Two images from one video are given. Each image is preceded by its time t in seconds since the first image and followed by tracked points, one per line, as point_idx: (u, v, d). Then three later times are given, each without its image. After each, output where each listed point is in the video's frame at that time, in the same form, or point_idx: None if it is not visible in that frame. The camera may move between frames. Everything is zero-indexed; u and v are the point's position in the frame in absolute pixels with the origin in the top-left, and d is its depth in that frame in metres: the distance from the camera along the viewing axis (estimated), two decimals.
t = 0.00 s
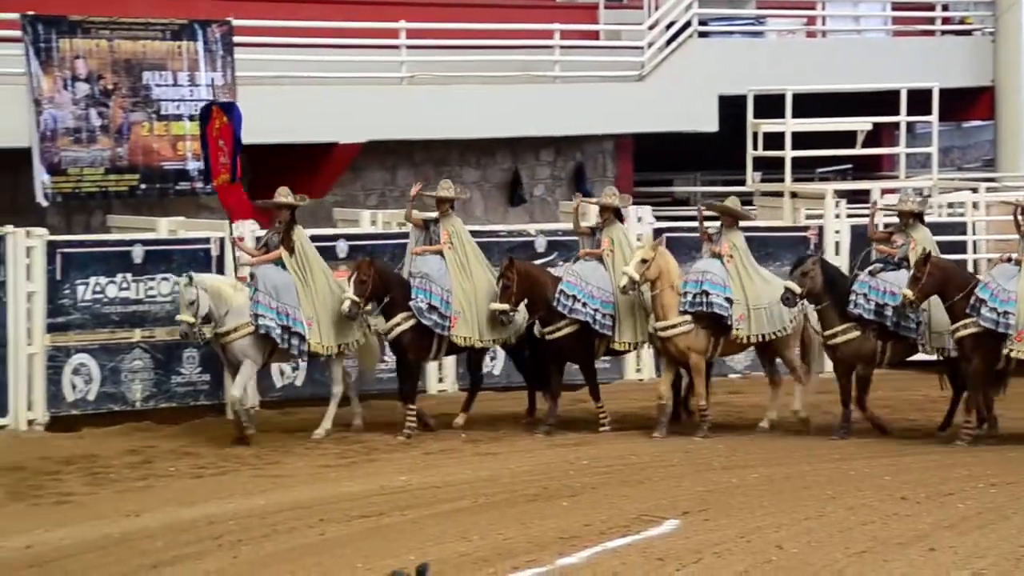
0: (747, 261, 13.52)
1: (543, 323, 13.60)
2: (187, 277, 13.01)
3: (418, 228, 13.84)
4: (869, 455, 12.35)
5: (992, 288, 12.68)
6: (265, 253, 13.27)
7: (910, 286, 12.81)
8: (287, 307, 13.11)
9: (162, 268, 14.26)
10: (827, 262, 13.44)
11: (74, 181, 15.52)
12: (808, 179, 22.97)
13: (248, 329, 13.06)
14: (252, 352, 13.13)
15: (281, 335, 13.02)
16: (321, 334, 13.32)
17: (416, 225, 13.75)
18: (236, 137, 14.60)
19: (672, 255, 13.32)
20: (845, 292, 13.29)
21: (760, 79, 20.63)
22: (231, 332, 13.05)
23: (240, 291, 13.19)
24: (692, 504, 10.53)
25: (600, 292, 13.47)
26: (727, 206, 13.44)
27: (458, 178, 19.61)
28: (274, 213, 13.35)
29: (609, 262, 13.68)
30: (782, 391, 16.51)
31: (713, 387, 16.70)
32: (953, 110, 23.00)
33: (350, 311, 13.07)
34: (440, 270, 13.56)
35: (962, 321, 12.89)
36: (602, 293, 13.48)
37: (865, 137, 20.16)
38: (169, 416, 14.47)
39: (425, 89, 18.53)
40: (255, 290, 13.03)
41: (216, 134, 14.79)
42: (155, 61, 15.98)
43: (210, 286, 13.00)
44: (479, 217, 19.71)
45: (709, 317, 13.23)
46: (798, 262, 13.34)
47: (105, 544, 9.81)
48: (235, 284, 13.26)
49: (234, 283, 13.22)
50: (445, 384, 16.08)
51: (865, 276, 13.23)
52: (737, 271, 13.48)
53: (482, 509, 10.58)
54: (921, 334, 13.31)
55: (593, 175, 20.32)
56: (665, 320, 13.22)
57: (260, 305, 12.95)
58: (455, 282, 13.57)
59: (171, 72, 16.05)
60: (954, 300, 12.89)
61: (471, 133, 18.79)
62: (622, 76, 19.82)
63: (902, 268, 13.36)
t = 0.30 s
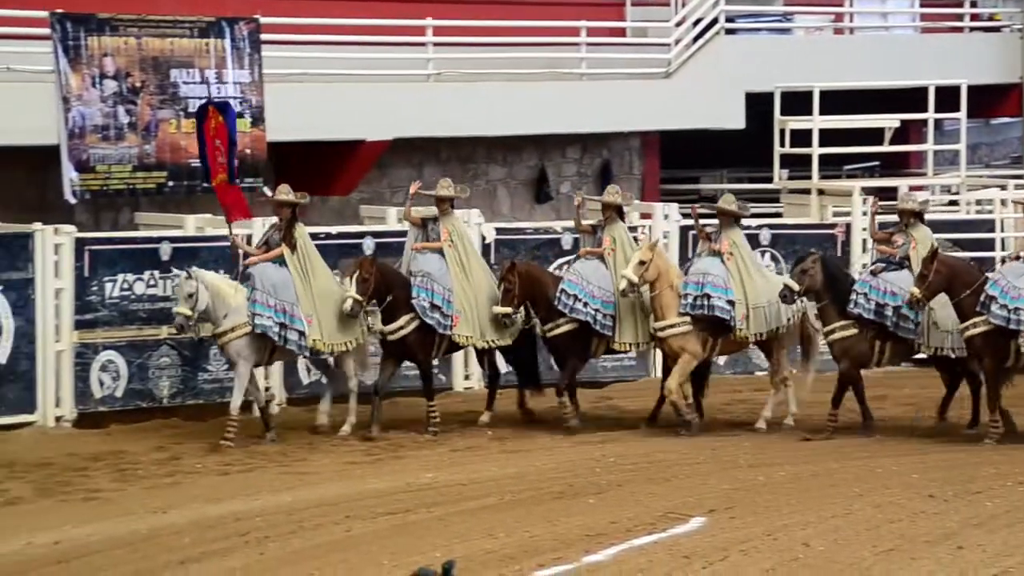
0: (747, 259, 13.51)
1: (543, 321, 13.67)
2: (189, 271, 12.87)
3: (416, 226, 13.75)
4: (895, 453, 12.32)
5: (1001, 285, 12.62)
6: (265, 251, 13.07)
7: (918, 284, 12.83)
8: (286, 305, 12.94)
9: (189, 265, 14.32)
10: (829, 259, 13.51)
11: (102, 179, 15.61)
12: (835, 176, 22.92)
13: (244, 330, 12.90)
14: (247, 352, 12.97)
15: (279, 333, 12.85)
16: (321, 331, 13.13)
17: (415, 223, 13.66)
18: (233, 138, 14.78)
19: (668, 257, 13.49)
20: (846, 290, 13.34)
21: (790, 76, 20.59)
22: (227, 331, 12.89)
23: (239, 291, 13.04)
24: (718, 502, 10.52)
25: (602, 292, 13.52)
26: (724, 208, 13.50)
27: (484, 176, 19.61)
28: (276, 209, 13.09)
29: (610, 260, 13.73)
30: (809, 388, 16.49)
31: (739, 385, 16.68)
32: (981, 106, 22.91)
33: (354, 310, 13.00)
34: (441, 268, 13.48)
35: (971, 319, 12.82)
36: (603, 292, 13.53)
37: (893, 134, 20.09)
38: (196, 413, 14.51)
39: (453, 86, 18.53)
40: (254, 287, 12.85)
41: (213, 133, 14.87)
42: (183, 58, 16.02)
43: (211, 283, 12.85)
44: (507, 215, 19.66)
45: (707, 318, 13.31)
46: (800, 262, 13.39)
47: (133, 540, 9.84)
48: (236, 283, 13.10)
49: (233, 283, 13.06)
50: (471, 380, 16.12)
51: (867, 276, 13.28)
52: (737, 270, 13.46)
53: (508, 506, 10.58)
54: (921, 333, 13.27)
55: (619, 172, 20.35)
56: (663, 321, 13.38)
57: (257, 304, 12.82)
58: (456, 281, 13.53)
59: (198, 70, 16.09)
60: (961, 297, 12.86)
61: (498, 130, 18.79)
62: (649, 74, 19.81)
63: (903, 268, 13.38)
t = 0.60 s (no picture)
0: (744, 258, 13.53)
1: (544, 320, 13.47)
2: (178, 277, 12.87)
3: (411, 225, 13.61)
4: (917, 451, 12.29)
5: (1005, 283, 12.69)
6: (263, 251, 12.89)
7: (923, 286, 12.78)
8: (281, 306, 12.79)
9: (211, 262, 14.36)
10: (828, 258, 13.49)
11: (124, 176, 15.60)
12: (857, 173, 22.88)
13: (240, 329, 12.83)
14: (245, 352, 12.91)
15: (274, 335, 12.76)
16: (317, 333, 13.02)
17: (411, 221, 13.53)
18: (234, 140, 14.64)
19: (672, 249, 13.43)
20: (843, 289, 13.34)
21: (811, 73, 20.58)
22: (222, 332, 12.83)
23: (234, 290, 12.96)
24: (740, 499, 10.51)
25: (600, 291, 13.28)
26: (722, 205, 13.51)
27: (505, 173, 19.61)
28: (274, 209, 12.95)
29: (610, 259, 13.50)
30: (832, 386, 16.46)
31: (760, 382, 16.67)
32: (1003, 104, 22.86)
33: (355, 307, 12.82)
34: (438, 268, 13.40)
35: (977, 320, 12.84)
36: (602, 291, 13.29)
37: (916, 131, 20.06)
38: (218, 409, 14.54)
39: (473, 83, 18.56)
40: (249, 289, 12.75)
41: (208, 134, 14.67)
42: (205, 56, 16.01)
43: (200, 285, 12.83)
44: (527, 212, 19.69)
45: (701, 314, 13.26)
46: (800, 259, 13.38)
47: (155, 536, 9.86)
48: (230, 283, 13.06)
49: (228, 284, 13.02)
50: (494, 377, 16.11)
51: (863, 275, 13.26)
52: (734, 268, 13.48)
53: (530, 503, 10.58)
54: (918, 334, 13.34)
55: (640, 169, 20.39)
56: (660, 313, 13.30)
57: (252, 304, 12.69)
58: (453, 280, 13.46)
59: (220, 67, 16.14)
60: (968, 300, 12.85)
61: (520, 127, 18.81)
62: (670, 71, 19.81)
63: (901, 267, 13.35)
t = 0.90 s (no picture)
0: (741, 259, 13.49)
1: (548, 320, 13.45)
2: (172, 274, 12.67)
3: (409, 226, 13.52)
4: (942, 448, 12.26)
5: (1014, 281, 12.61)
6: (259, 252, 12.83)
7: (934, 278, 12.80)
8: (275, 309, 12.69)
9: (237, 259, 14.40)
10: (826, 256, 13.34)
11: (150, 173, 15.58)
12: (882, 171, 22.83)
13: (235, 333, 12.66)
14: (241, 355, 12.74)
15: (268, 338, 12.62)
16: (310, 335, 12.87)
17: (409, 223, 13.43)
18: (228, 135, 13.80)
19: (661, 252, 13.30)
20: (842, 286, 13.18)
21: (835, 70, 20.53)
22: (218, 333, 12.63)
23: (228, 294, 12.80)
24: (764, 497, 10.50)
25: (601, 288, 13.20)
26: (720, 205, 13.44)
27: (530, 170, 19.62)
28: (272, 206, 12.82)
29: (613, 258, 13.39)
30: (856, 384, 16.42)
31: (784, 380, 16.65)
32: None
33: (349, 305, 12.66)
34: (436, 268, 13.27)
35: (987, 316, 12.78)
36: (602, 288, 13.20)
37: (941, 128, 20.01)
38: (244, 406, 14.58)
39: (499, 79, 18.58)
40: (244, 291, 12.64)
41: (207, 129, 13.82)
42: (230, 53, 16.11)
43: (194, 284, 12.64)
44: (551, 209, 19.69)
45: (700, 313, 13.23)
46: (798, 255, 13.20)
47: (181, 533, 9.89)
48: (223, 286, 12.88)
49: (222, 286, 12.85)
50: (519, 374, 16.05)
51: (865, 273, 13.17)
52: (731, 269, 13.41)
53: (554, 500, 10.59)
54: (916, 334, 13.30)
55: (665, 167, 20.31)
56: (659, 315, 13.18)
57: (245, 307, 12.59)
58: (451, 281, 13.31)
59: (245, 64, 16.18)
60: (977, 297, 12.80)
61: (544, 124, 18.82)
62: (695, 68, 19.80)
63: (903, 265, 13.37)
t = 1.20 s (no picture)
0: (742, 256, 13.42)
1: (549, 320, 13.36)
2: (161, 279, 12.65)
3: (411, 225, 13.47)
4: (966, 448, 12.22)
5: (1019, 280, 12.55)
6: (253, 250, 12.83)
7: (937, 281, 12.75)
8: (271, 308, 12.66)
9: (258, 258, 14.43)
10: (824, 253, 13.25)
11: (173, 172, 15.57)
12: (906, 170, 22.77)
13: (229, 330, 12.64)
14: (236, 353, 12.72)
15: (264, 338, 12.58)
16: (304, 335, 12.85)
17: (409, 222, 13.40)
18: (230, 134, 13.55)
19: (664, 249, 13.25)
20: (843, 286, 13.13)
21: (857, 68, 20.49)
22: (213, 333, 12.62)
23: (222, 292, 12.79)
24: (786, 496, 10.48)
25: (603, 287, 13.18)
26: (718, 201, 13.34)
27: (552, 169, 19.62)
28: (267, 206, 12.85)
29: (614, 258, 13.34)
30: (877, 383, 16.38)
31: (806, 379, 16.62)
32: None
33: (349, 306, 12.67)
34: (435, 267, 13.23)
35: (992, 317, 12.71)
36: (604, 288, 13.18)
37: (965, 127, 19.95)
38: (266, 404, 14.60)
39: (521, 78, 18.59)
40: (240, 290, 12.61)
41: (207, 125, 13.59)
42: (253, 52, 16.14)
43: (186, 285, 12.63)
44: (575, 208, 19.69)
45: (703, 312, 13.21)
46: (797, 254, 13.13)
47: (203, 531, 9.91)
48: (219, 284, 12.85)
49: (217, 283, 12.82)
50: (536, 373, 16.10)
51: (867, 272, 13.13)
52: (729, 266, 13.36)
53: (576, 499, 10.58)
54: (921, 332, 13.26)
55: (688, 166, 20.38)
56: (659, 315, 13.18)
57: (243, 305, 12.55)
58: (450, 281, 13.26)
59: (268, 63, 16.21)
60: (983, 297, 12.75)
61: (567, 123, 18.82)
62: (718, 67, 19.78)
63: (904, 265, 13.36)
